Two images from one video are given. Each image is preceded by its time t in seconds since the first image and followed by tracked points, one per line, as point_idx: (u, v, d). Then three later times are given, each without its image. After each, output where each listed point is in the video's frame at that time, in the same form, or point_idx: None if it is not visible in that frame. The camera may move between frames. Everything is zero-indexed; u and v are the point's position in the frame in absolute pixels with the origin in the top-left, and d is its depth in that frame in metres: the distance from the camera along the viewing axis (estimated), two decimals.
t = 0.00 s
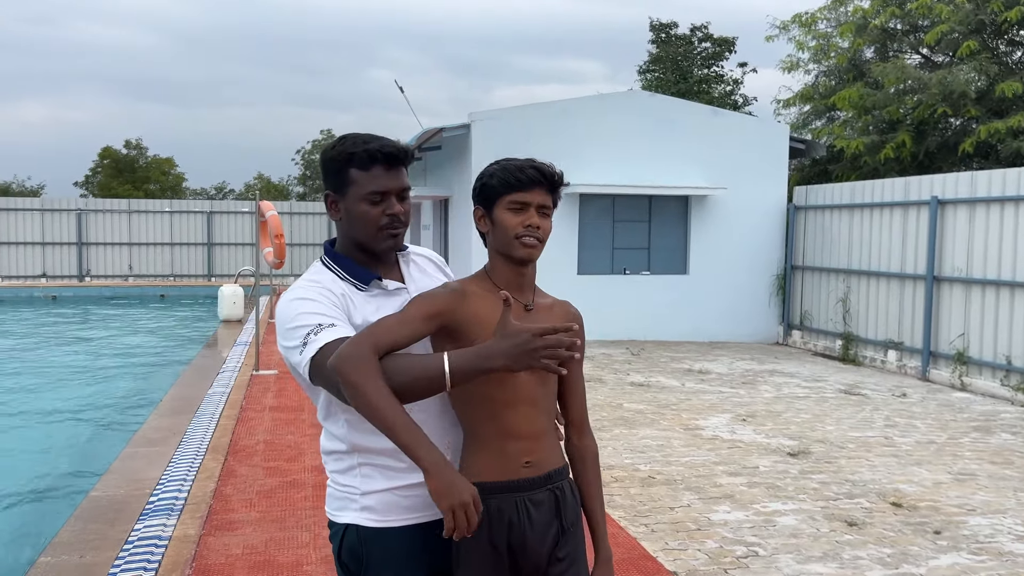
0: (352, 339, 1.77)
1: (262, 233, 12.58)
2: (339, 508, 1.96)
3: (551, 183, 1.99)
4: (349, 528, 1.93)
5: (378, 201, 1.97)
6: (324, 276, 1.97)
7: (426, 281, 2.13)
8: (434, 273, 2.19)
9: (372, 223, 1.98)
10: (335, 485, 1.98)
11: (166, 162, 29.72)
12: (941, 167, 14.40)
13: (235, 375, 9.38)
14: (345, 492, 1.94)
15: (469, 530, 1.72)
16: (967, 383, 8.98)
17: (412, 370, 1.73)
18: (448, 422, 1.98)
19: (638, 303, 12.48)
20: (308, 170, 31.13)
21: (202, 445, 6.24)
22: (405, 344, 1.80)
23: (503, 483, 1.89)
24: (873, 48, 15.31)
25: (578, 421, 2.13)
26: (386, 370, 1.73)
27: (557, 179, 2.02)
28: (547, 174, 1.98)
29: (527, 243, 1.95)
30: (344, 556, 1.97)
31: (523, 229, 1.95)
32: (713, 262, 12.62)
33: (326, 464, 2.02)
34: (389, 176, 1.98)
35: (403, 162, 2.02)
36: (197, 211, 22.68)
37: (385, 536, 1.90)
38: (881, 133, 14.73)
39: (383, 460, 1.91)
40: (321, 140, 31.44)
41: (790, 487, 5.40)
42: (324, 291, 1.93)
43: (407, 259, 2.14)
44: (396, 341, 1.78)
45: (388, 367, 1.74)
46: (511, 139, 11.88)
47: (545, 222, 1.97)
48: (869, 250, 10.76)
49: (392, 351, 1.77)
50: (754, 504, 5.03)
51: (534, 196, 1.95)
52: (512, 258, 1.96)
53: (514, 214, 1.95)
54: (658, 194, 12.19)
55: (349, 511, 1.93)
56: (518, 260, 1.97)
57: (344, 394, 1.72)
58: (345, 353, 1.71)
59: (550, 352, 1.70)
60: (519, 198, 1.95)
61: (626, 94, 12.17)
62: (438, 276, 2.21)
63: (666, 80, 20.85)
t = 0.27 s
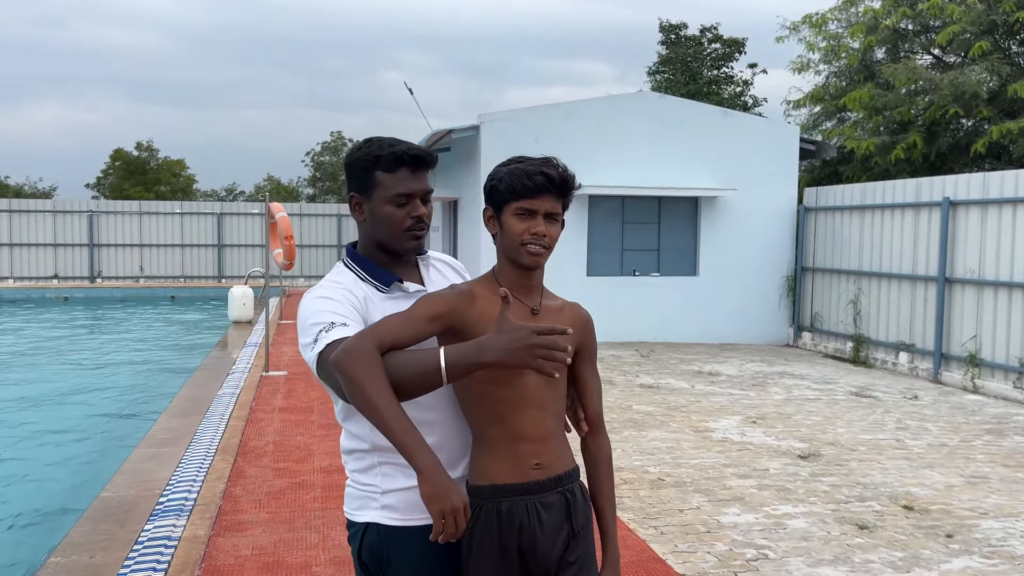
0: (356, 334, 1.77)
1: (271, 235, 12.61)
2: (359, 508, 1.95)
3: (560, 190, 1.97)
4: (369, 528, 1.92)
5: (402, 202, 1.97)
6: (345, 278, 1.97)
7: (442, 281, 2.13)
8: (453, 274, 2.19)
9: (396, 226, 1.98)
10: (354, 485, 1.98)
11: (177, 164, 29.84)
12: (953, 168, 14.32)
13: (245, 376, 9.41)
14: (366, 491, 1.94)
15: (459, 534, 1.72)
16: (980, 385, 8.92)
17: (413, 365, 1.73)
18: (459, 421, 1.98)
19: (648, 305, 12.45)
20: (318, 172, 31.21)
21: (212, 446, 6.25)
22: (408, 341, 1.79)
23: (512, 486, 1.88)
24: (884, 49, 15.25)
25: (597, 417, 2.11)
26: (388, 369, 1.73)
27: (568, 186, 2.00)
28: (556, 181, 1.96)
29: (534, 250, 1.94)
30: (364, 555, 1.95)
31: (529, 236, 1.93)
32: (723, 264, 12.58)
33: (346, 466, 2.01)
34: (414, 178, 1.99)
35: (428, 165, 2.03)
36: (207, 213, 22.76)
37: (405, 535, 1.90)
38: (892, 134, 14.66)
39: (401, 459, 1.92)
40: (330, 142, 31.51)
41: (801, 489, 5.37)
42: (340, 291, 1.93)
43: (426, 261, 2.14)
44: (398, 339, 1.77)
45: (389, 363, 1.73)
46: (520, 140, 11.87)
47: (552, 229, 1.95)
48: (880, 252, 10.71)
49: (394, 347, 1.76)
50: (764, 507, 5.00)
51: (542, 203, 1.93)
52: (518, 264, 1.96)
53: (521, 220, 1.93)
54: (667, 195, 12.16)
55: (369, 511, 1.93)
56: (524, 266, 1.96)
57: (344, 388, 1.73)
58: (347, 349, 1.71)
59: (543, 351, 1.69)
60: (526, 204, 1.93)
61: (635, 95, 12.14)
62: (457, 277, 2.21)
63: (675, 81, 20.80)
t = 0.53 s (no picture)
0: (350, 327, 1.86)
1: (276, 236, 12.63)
2: (384, 503, 2.01)
3: (564, 187, 1.96)
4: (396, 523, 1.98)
5: (432, 205, 2.10)
6: (375, 277, 2.09)
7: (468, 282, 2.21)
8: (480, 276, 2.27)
9: (427, 227, 2.11)
10: (377, 480, 2.05)
11: (182, 165, 29.89)
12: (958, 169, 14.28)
13: (250, 377, 9.43)
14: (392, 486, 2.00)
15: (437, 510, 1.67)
16: (986, 387, 8.88)
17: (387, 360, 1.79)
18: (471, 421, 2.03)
19: (653, 306, 12.44)
20: (323, 173, 31.24)
21: (217, 446, 6.26)
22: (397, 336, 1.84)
23: (515, 489, 1.87)
24: (889, 50, 15.21)
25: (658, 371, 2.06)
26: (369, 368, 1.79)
27: (572, 182, 1.98)
28: (558, 178, 1.94)
29: (537, 249, 1.93)
30: (391, 552, 2.00)
31: (531, 235, 1.92)
32: (728, 265, 12.56)
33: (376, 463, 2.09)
34: (444, 182, 2.12)
35: (455, 169, 2.17)
36: (212, 214, 22.80)
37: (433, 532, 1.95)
38: (897, 134, 14.61)
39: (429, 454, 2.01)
40: (335, 143, 31.54)
41: (806, 491, 5.36)
42: (367, 289, 2.05)
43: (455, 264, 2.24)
44: (385, 333, 1.83)
45: (371, 355, 1.80)
46: (525, 141, 11.87)
47: (555, 227, 1.93)
48: (885, 253, 10.68)
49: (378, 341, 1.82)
50: (769, 509, 4.99)
51: (543, 202, 1.92)
52: (522, 264, 1.95)
53: (523, 219, 1.93)
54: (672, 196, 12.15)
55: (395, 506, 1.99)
56: (529, 266, 1.95)
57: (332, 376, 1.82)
58: (329, 338, 1.81)
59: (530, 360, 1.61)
60: (528, 203, 1.93)
61: (640, 96, 12.13)
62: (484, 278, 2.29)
63: (679, 82, 20.78)
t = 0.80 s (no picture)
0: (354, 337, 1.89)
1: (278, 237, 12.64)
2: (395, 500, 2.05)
3: (572, 192, 1.95)
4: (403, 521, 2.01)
5: (438, 198, 2.14)
6: (394, 277, 2.11)
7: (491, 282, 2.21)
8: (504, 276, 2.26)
9: (435, 221, 2.14)
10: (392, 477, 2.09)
11: (184, 166, 29.90)
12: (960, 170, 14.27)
13: (252, 378, 9.43)
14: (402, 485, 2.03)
15: (448, 501, 1.67)
16: (988, 389, 8.87)
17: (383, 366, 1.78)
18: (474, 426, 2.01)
19: (654, 308, 12.43)
20: (324, 174, 31.26)
21: (219, 448, 6.26)
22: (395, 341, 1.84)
23: (518, 489, 1.87)
24: (890, 51, 15.21)
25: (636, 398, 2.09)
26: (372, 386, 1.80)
27: (580, 183, 1.98)
28: (566, 183, 1.94)
29: (542, 253, 1.93)
30: (399, 547, 2.03)
31: (538, 240, 1.93)
32: (729, 266, 12.56)
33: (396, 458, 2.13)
34: (447, 175, 2.16)
35: (466, 167, 2.20)
36: (213, 215, 22.81)
37: (435, 533, 1.96)
38: (899, 136, 14.61)
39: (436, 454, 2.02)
40: (337, 145, 31.55)
41: (808, 493, 5.35)
42: (384, 288, 2.07)
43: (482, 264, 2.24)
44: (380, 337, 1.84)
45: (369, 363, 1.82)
46: (526, 142, 11.86)
47: (561, 232, 1.94)
48: (887, 255, 10.68)
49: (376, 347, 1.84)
50: (771, 510, 4.98)
51: (551, 207, 1.92)
52: (527, 268, 1.95)
53: (530, 224, 1.93)
54: (674, 197, 12.15)
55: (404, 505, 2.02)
56: (533, 270, 1.95)
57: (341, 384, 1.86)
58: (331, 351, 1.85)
59: (485, 358, 1.65)
60: (535, 208, 1.92)
61: (641, 97, 12.13)
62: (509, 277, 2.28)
63: (681, 83, 20.78)
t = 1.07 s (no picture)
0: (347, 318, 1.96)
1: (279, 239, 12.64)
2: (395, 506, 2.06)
3: (581, 214, 1.94)
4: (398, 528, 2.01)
5: (434, 205, 2.16)
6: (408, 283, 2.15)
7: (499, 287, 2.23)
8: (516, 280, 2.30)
9: (433, 227, 2.16)
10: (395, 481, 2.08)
11: (184, 168, 29.92)
12: (959, 172, 14.28)
13: (252, 379, 9.43)
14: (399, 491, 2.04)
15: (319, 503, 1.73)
16: (988, 391, 8.87)
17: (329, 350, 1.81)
18: (467, 433, 2.00)
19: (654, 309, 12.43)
20: (325, 175, 31.28)
21: (219, 449, 6.26)
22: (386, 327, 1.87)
23: (514, 489, 1.87)
24: (891, 53, 15.22)
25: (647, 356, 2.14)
26: (332, 364, 1.86)
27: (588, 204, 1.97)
28: (577, 209, 1.92)
29: (542, 269, 1.93)
30: (394, 552, 2.04)
31: (541, 258, 1.92)
32: (729, 268, 12.56)
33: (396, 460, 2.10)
34: (443, 182, 2.17)
35: (464, 173, 2.20)
36: (214, 216, 22.82)
37: (426, 537, 1.97)
38: (899, 138, 14.62)
39: (430, 463, 2.01)
40: (337, 146, 31.56)
41: (808, 495, 5.35)
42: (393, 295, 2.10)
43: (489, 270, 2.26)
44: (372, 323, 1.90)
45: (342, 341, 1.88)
46: (526, 144, 11.87)
47: (564, 251, 1.94)
48: (887, 256, 10.68)
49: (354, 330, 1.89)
50: (771, 512, 4.98)
51: (560, 228, 1.90)
52: (524, 278, 1.95)
53: (534, 241, 1.91)
54: (674, 199, 12.15)
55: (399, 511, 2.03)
56: (529, 280, 1.96)
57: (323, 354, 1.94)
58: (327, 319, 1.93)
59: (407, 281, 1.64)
60: (545, 227, 1.90)
61: (641, 98, 12.13)
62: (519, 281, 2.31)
63: (681, 85, 20.81)
